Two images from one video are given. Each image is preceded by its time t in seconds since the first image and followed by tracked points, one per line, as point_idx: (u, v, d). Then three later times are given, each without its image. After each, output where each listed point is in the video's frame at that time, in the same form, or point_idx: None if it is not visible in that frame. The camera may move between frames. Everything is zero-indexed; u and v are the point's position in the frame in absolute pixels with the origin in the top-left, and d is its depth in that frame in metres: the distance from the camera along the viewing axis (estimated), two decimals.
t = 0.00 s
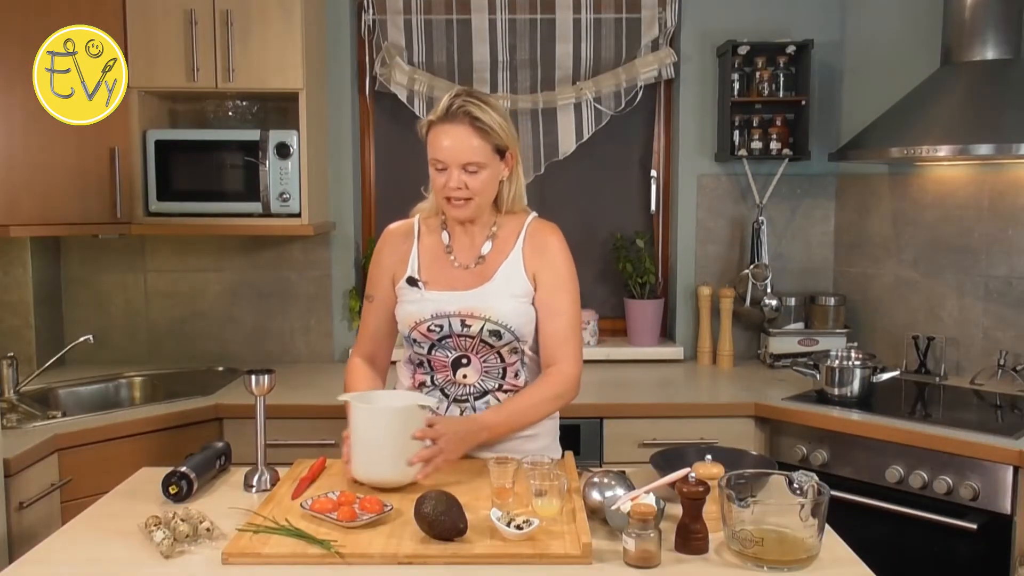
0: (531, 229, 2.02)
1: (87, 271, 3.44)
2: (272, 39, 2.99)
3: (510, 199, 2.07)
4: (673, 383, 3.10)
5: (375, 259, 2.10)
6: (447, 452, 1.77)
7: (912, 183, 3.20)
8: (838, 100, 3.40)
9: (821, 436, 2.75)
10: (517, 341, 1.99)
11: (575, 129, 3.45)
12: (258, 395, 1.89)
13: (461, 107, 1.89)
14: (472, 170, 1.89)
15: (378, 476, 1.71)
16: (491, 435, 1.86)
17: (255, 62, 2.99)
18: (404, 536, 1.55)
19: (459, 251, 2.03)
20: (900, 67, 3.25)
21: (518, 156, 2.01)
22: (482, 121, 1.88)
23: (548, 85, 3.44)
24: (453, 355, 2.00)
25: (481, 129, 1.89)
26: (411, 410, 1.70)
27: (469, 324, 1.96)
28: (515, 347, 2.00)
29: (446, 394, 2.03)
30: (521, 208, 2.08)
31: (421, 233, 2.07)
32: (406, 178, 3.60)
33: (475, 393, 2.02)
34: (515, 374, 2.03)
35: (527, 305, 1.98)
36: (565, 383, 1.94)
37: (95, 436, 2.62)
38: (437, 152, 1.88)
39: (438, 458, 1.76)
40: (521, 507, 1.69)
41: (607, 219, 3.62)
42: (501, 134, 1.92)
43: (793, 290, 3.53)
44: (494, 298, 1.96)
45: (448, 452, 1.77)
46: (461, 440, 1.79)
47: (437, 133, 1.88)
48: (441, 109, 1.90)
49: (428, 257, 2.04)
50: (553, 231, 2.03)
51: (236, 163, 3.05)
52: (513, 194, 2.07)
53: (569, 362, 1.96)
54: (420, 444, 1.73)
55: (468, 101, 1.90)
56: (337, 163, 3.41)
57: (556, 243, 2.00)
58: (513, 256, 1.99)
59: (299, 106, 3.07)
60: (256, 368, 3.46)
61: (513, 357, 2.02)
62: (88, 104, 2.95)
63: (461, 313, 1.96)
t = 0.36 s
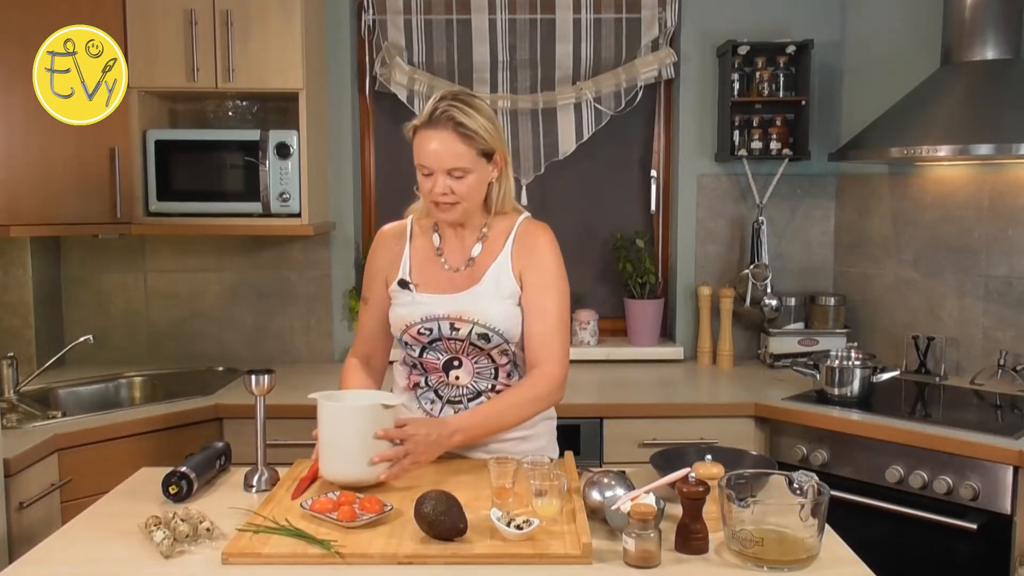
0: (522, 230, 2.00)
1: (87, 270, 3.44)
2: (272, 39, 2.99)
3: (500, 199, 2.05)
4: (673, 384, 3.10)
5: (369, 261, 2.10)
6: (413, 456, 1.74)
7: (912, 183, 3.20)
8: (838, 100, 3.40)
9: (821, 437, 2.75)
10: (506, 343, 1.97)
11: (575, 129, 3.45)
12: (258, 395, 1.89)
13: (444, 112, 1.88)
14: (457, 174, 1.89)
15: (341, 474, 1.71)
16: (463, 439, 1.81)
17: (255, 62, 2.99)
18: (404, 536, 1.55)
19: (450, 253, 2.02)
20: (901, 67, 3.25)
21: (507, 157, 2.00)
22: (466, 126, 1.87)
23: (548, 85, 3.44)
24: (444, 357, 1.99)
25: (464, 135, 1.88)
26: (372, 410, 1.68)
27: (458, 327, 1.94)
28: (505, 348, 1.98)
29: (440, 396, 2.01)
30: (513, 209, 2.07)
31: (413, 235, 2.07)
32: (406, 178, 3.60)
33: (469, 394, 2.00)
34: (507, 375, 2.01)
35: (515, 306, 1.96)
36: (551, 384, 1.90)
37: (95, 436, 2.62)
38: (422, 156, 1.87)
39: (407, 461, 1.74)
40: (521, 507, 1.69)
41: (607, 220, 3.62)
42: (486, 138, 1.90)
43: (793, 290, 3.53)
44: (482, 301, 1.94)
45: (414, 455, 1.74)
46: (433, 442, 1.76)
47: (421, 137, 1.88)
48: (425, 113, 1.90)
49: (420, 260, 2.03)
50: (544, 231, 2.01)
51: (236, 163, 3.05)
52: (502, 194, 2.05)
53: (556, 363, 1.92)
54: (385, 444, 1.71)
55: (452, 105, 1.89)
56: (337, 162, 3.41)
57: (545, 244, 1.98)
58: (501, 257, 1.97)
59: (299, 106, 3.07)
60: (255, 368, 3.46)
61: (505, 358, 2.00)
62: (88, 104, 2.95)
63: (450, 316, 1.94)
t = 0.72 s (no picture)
0: (516, 231, 2.00)
1: (87, 270, 3.44)
2: (273, 39, 2.99)
3: (494, 200, 2.03)
4: (673, 384, 3.10)
5: (365, 264, 2.10)
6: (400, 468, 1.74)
7: (912, 182, 3.20)
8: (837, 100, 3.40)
9: (821, 437, 2.75)
10: (501, 346, 1.96)
11: (575, 129, 3.46)
12: (258, 395, 1.89)
13: (434, 116, 1.85)
14: (450, 178, 1.87)
15: (331, 481, 1.72)
16: (457, 445, 1.81)
17: (255, 62, 2.99)
18: (405, 536, 1.55)
19: (444, 256, 2.02)
20: (901, 67, 3.25)
21: (500, 157, 1.98)
22: (456, 129, 1.85)
23: (548, 85, 3.44)
24: (439, 360, 1.98)
25: (455, 138, 1.86)
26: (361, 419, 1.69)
27: (452, 330, 1.94)
28: (500, 351, 1.97)
29: (437, 397, 2.01)
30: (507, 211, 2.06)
31: (407, 237, 2.06)
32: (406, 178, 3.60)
33: (464, 396, 2.00)
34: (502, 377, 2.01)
35: (510, 308, 1.96)
36: (544, 387, 1.90)
37: (95, 436, 2.62)
38: (413, 159, 1.86)
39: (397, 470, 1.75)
40: (521, 507, 1.69)
41: (607, 219, 3.62)
42: (478, 141, 1.88)
43: (793, 290, 3.53)
44: (475, 304, 1.94)
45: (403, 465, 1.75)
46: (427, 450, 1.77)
47: (412, 142, 1.86)
48: (414, 118, 1.88)
49: (414, 262, 2.03)
50: (538, 232, 2.00)
51: (236, 163, 3.05)
52: (496, 195, 2.03)
53: (550, 366, 1.91)
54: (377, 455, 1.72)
55: (443, 109, 1.87)
56: (336, 162, 3.41)
57: (539, 246, 1.97)
58: (495, 259, 1.97)
59: (299, 106, 3.07)
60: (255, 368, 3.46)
61: (500, 359, 1.99)
62: (88, 104, 2.95)
63: (444, 319, 1.94)
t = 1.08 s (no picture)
0: (521, 229, 1.99)
1: (86, 270, 3.44)
2: (273, 39, 2.99)
3: (499, 199, 2.04)
4: (673, 384, 3.11)
5: (365, 265, 2.10)
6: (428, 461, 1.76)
7: (912, 182, 3.20)
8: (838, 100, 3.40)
9: (821, 437, 2.75)
10: (509, 344, 1.96)
11: (575, 129, 3.46)
12: (258, 395, 1.89)
13: (450, 104, 1.89)
14: (465, 167, 1.87)
15: (330, 481, 1.72)
16: (485, 436, 1.81)
17: (255, 63, 2.99)
18: (404, 536, 1.55)
19: (448, 255, 2.01)
20: (901, 67, 3.25)
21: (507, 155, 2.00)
22: (472, 117, 1.89)
23: (548, 85, 3.44)
24: (445, 359, 1.98)
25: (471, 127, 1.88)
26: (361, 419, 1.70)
27: (460, 328, 1.93)
28: (508, 350, 1.97)
29: (442, 397, 2.01)
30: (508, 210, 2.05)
31: (409, 236, 2.06)
32: (406, 179, 3.60)
33: (470, 396, 1.99)
34: (509, 375, 2.00)
35: (518, 307, 1.95)
36: (563, 384, 1.90)
37: (95, 436, 2.62)
38: (427, 149, 1.86)
39: (428, 463, 1.76)
40: (521, 507, 1.69)
41: (607, 219, 3.62)
42: (490, 131, 1.91)
43: (793, 290, 3.53)
44: (483, 302, 1.92)
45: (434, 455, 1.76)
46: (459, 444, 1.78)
47: (427, 131, 1.87)
48: (430, 107, 1.91)
49: (418, 261, 2.02)
50: (543, 232, 2.00)
51: (236, 163, 3.05)
52: (502, 195, 2.04)
53: (569, 363, 1.92)
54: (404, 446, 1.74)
55: (458, 98, 1.90)
56: (337, 162, 3.41)
57: (545, 244, 1.97)
58: (502, 257, 1.96)
59: (299, 106, 3.07)
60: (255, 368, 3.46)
61: (507, 359, 1.99)
62: (88, 105, 2.95)
63: (451, 317, 1.93)
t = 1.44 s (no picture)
0: (537, 227, 2.01)
1: (86, 270, 3.44)
2: (273, 39, 2.99)
3: (515, 197, 2.06)
4: (672, 384, 3.11)
5: (376, 268, 1.99)
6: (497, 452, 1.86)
7: (912, 183, 3.20)
8: (838, 100, 3.40)
9: (821, 437, 2.75)
10: (535, 340, 1.97)
11: (575, 129, 3.46)
12: (258, 395, 1.89)
13: (473, 97, 1.90)
14: (487, 158, 1.86)
15: (331, 481, 1.72)
16: (540, 424, 1.92)
17: (255, 63, 2.99)
18: (404, 536, 1.55)
19: (467, 253, 1.98)
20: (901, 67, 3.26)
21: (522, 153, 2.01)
22: (493, 109, 1.90)
23: (548, 85, 3.44)
24: (469, 358, 1.97)
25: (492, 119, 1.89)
26: (358, 417, 1.70)
27: (487, 325, 1.92)
28: (532, 346, 1.98)
29: (459, 397, 2.01)
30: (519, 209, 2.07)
31: (423, 237, 2.00)
32: (406, 179, 3.61)
33: (489, 394, 2.00)
34: (528, 375, 2.01)
35: (542, 302, 1.96)
36: (589, 375, 2.01)
37: (94, 436, 2.62)
38: (447, 141, 1.86)
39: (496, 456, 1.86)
40: (521, 507, 1.69)
41: (607, 219, 3.62)
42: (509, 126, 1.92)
43: (793, 290, 3.53)
44: (510, 299, 1.92)
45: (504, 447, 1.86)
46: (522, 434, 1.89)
47: (448, 124, 1.86)
48: (452, 100, 1.91)
49: (436, 260, 1.98)
50: (558, 230, 2.03)
51: (236, 163, 3.05)
52: (518, 193, 2.06)
53: (592, 353, 2.03)
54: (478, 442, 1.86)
55: (478, 93, 1.92)
56: (337, 162, 3.41)
57: (561, 242, 2.01)
58: (524, 254, 1.96)
59: (299, 107, 3.07)
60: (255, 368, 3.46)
61: (529, 357, 2.00)
62: (88, 105, 2.95)
63: (477, 315, 1.92)
